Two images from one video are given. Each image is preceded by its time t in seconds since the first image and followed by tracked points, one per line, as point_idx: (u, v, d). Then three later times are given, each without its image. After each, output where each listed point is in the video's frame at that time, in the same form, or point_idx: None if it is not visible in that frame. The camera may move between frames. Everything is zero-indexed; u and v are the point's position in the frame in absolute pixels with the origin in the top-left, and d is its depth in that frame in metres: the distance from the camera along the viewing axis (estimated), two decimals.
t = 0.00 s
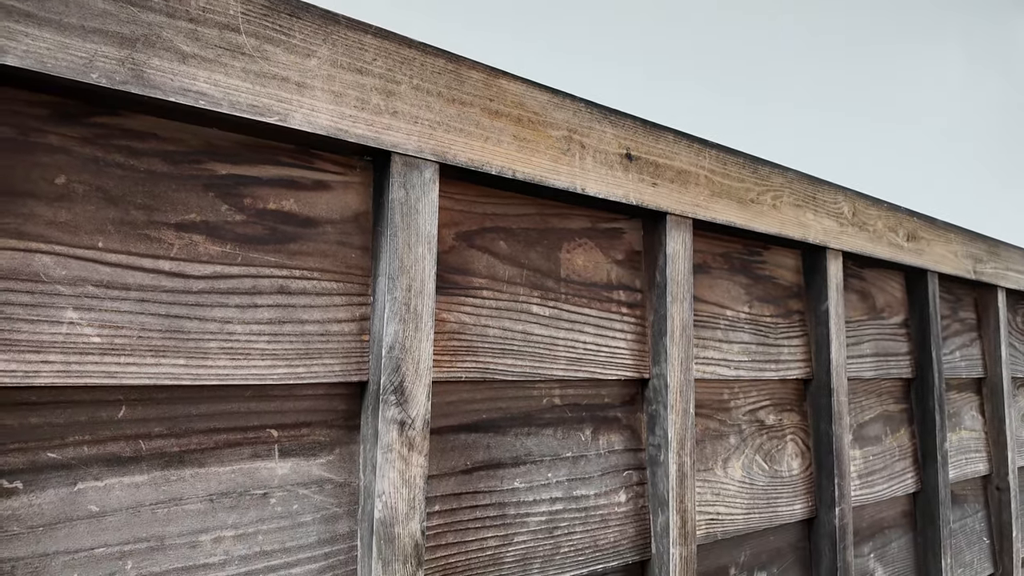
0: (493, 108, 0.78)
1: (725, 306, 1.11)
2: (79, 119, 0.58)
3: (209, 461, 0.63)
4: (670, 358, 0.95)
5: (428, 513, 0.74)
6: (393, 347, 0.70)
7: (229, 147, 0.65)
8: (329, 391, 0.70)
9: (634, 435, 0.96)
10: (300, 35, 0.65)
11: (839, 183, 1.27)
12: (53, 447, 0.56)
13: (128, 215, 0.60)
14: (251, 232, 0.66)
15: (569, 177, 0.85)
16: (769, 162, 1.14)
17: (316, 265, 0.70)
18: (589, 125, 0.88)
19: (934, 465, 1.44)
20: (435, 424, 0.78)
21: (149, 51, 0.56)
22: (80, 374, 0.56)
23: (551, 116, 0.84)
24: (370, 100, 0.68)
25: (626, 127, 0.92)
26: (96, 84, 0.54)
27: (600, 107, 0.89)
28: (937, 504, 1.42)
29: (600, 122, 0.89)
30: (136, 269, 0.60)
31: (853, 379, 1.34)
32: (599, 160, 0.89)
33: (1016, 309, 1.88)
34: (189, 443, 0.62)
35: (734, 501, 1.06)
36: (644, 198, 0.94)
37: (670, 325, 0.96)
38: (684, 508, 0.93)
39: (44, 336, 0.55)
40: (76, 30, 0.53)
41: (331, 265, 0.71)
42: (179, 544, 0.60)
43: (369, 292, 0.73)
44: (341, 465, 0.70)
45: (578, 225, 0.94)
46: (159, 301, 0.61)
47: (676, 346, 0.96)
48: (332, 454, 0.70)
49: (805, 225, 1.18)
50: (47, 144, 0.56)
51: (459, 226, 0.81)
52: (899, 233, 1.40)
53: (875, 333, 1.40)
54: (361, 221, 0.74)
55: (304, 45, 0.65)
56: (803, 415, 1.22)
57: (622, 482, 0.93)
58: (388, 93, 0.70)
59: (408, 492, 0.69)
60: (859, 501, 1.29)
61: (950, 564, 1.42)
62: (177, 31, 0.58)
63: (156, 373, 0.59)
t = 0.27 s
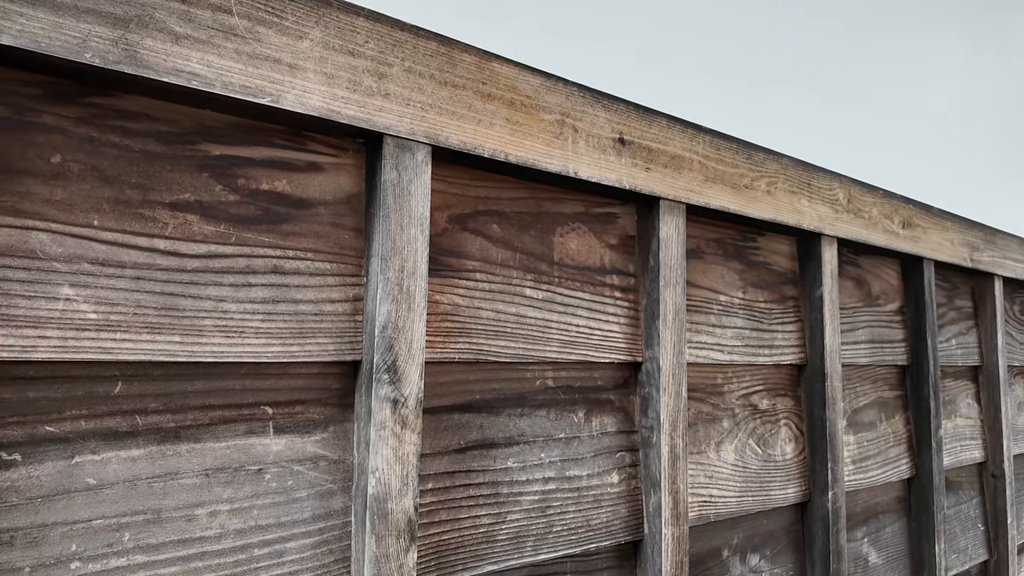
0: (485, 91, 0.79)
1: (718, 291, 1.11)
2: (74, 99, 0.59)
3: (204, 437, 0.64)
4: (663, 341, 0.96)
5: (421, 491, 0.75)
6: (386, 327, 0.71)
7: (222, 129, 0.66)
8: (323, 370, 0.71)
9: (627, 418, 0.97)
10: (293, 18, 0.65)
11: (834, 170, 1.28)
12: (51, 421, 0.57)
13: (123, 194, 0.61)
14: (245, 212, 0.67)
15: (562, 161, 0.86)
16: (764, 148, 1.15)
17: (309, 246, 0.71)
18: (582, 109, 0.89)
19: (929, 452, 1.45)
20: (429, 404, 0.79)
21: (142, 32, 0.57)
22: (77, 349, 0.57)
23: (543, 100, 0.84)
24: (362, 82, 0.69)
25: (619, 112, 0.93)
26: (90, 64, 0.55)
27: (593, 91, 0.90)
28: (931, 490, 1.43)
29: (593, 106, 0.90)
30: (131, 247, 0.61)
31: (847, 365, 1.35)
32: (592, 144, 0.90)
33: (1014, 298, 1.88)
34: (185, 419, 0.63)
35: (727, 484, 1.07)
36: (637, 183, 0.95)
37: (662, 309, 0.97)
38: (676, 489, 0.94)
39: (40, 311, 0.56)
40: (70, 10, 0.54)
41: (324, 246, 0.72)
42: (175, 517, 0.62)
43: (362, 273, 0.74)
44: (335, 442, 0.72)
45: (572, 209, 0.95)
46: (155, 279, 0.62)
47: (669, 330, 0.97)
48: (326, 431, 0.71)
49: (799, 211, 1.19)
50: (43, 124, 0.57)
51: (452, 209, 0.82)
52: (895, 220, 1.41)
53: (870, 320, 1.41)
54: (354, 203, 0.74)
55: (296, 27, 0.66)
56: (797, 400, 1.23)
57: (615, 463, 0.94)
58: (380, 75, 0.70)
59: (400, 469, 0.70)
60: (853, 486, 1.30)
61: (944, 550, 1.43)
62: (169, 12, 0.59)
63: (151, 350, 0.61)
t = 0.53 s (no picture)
0: (485, 77, 0.79)
1: (717, 278, 1.12)
2: (79, 83, 0.59)
3: (209, 417, 0.65)
4: (662, 327, 0.97)
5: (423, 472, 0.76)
6: (388, 310, 0.72)
7: (225, 113, 0.67)
8: (325, 352, 0.72)
9: (626, 402, 0.98)
10: (294, 2, 0.66)
11: (833, 158, 1.28)
12: (58, 400, 0.58)
13: (127, 177, 0.62)
14: (248, 196, 0.68)
15: (561, 147, 0.87)
16: (763, 136, 1.15)
17: (311, 230, 0.71)
18: (582, 96, 0.89)
19: (927, 439, 1.46)
20: (430, 387, 0.80)
21: (145, 16, 0.58)
22: (83, 329, 0.58)
23: (543, 86, 0.85)
24: (363, 67, 0.70)
25: (618, 98, 0.93)
26: (94, 47, 0.55)
27: (592, 77, 0.90)
28: (928, 477, 1.44)
29: (593, 92, 0.90)
30: (136, 230, 0.62)
31: (846, 353, 1.35)
32: (592, 130, 0.90)
33: (1013, 288, 1.89)
34: (190, 399, 0.64)
35: (725, 469, 1.08)
36: (636, 169, 0.96)
37: (661, 295, 0.97)
38: (675, 473, 0.95)
39: (47, 292, 0.57)
40: None
41: (326, 231, 0.72)
42: (181, 495, 0.63)
43: (364, 257, 0.75)
44: (338, 424, 0.73)
45: (572, 196, 0.96)
46: (159, 261, 0.63)
47: (667, 315, 0.98)
48: (329, 413, 0.72)
49: (798, 199, 1.19)
50: (49, 107, 0.58)
51: (452, 194, 0.83)
52: (895, 208, 1.41)
53: (868, 309, 1.41)
54: (356, 187, 0.75)
55: (298, 12, 0.66)
56: (796, 387, 1.24)
57: (614, 447, 0.95)
58: (381, 60, 0.71)
59: (402, 450, 0.71)
60: (850, 472, 1.31)
61: (941, 536, 1.44)
62: None
63: (157, 330, 0.62)
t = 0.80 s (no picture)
0: (483, 60, 0.80)
1: (714, 263, 1.13)
2: (81, 63, 0.60)
3: (211, 393, 0.66)
4: (657, 310, 0.98)
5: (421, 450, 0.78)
6: (386, 290, 0.73)
7: (225, 94, 0.68)
8: (325, 331, 0.73)
9: (622, 384, 1.00)
10: None
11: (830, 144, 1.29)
12: (64, 374, 0.59)
13: (129, 157, 0.63)
14: (248, 176, 0.69)
15: (558, 130, 0.87)
16: (760, 122, 1.16)
17: (310, 210, 0.72)
18: (579, 79, 0.90)
19: (922, 425, 1.47)
20: (428, 367, 0.81)
21: None
22: (87, 305, 0.59)
23: (540, 69, 0.86)
24: (361, 49, 0.70)
25: (615, 83, 0.94)
26: (96, 27, 0.56)
27: (589, 61, 0.91)
28: (923, 462, 1.46)
29: (590, 76, 0.91)
30: (138, 209, 0.63)
31: (841, 339, 1.36)
32: (588, 114, 0.91)
33: (1011, 277, 1.90)
34: (192, 375, 0.65)
35: (720, 451, 1.09)
36: (633, 153, 0.96)
37: (657, 279, 0.98)
38: (670, 454, 0.97)
39: (52, 268, 0.58)
40: None
41: (326, 212, 0.73)
42: (184, 469, 0.64)
43: (363, 238, 0.76)
44: (338, 401, 0.74)
45: (569, 180, 0.96)
46: (161, 240, 0.64)
47: (663, 299, 0.99)
48: (328, 391, 0.73)
49: (795, 184, 1.20)
50: (52, 87, 0.59)
51: (450, 177, 0.83)
52: (891, 195, 1.42)
53: (865, 295, 1.42)
54: (354, 169, 0.76)
55: None
56: (791, 372, 1.25)
57: (610, 428, 0.97)
58: (379, 42, 0.72)
59: (401, 427, 0.73)
60: (845, 456, 1.33)
61: (934, 520, 1.46)
62: None
63: (159, 308, 0.63)
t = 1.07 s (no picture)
0: (474, 47, 0.81)
1: (706, 250, 1.14)
2: (76, 49, 0.61)
3: (207, 375, 0.67)
4: (649, 296, 0.99)
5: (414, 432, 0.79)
6: (379, 274, 0.74)
7: (219, 80, 0.69)
8: (319, 315, 0.75)
9: (614, 370, 1.01)
10: None
11: (823, 133, 1.29)
12: (61, 355, 0.60)
13: (124, 142, 0.64)
14: (241, 161, 0.70)
15: (550, 117, 0.88)
16: (753, 110, 1.16)
17: (304, 196, 0.73)
18: (571, 67, 0.91)
19: (914, 412, 1.48)
20: (421, 351, 0.82)
21: None
22: (84, 288, 0.60)
23: (532, 56, 0.86)
24: (353, 35, 0.71)
25: (607, 70, 0.95)
26: (90, 13, 0.57)
27: (581, 49, 0.92)
28: (914, 448, 1.47)
29: (582, 64, 0.92)
30: (133, 193, 0.64)
31: (834, 326, 1.38)
32: (580, 101, 0.92)
33: (1005, 266, 1.91)
34: (188, 357, 0.67)
35: (711, 436, 1.10)
36: (625, 140, 0.97)
37: (649, 265, 1.00)
38: (661, 437, 0.98)
39: (49, 251, 0.59)
40: None
41: (319, 197, 0.74)
42: (181, 449, 0.65)
43: (356, 224, 0.77)
44: (332, 384, 0.75)
45: (561, 167, 0.97)
46: (156, 224, 0.65)
47: (655, 285, 1.00)
48: (323, 373, 0.75)
49: (787, 172, 1.21)
50: (47, 73, 0.60)
51: (443, 163, 0.84)
52: (884, 184, 1.43)
53: (857, 283, 1.43)
54: (347, 155, 0.77)
55: None
56: (783, 358, 1.26)
57: (602, 412, 0.98)
58: (371, 29, 0.73)
59: (393, 409, 0.74)
60: (836, 442, 1.34)
61: (925, 505, 1.48)
62: None
63: (155, 290, 0.64)
